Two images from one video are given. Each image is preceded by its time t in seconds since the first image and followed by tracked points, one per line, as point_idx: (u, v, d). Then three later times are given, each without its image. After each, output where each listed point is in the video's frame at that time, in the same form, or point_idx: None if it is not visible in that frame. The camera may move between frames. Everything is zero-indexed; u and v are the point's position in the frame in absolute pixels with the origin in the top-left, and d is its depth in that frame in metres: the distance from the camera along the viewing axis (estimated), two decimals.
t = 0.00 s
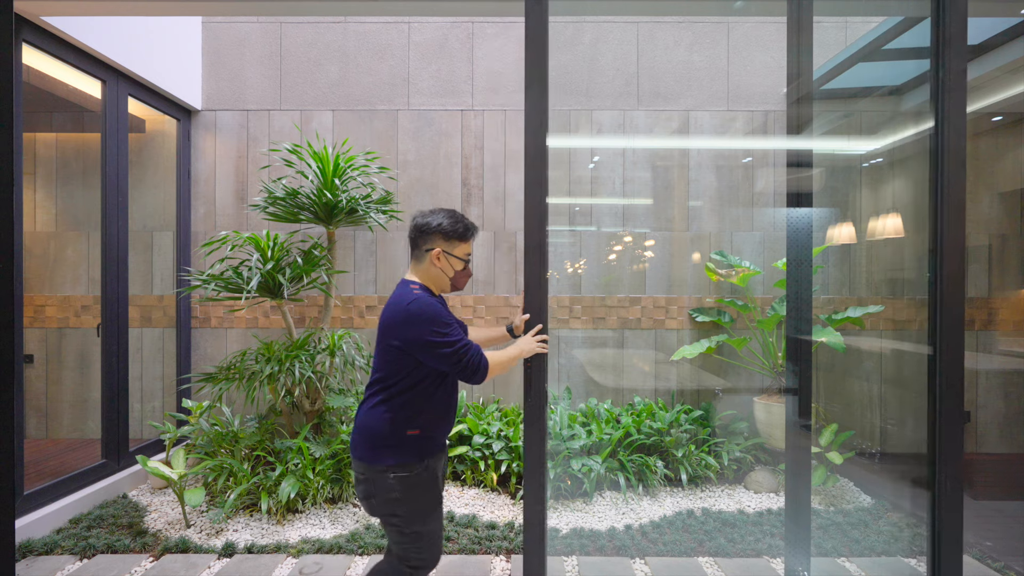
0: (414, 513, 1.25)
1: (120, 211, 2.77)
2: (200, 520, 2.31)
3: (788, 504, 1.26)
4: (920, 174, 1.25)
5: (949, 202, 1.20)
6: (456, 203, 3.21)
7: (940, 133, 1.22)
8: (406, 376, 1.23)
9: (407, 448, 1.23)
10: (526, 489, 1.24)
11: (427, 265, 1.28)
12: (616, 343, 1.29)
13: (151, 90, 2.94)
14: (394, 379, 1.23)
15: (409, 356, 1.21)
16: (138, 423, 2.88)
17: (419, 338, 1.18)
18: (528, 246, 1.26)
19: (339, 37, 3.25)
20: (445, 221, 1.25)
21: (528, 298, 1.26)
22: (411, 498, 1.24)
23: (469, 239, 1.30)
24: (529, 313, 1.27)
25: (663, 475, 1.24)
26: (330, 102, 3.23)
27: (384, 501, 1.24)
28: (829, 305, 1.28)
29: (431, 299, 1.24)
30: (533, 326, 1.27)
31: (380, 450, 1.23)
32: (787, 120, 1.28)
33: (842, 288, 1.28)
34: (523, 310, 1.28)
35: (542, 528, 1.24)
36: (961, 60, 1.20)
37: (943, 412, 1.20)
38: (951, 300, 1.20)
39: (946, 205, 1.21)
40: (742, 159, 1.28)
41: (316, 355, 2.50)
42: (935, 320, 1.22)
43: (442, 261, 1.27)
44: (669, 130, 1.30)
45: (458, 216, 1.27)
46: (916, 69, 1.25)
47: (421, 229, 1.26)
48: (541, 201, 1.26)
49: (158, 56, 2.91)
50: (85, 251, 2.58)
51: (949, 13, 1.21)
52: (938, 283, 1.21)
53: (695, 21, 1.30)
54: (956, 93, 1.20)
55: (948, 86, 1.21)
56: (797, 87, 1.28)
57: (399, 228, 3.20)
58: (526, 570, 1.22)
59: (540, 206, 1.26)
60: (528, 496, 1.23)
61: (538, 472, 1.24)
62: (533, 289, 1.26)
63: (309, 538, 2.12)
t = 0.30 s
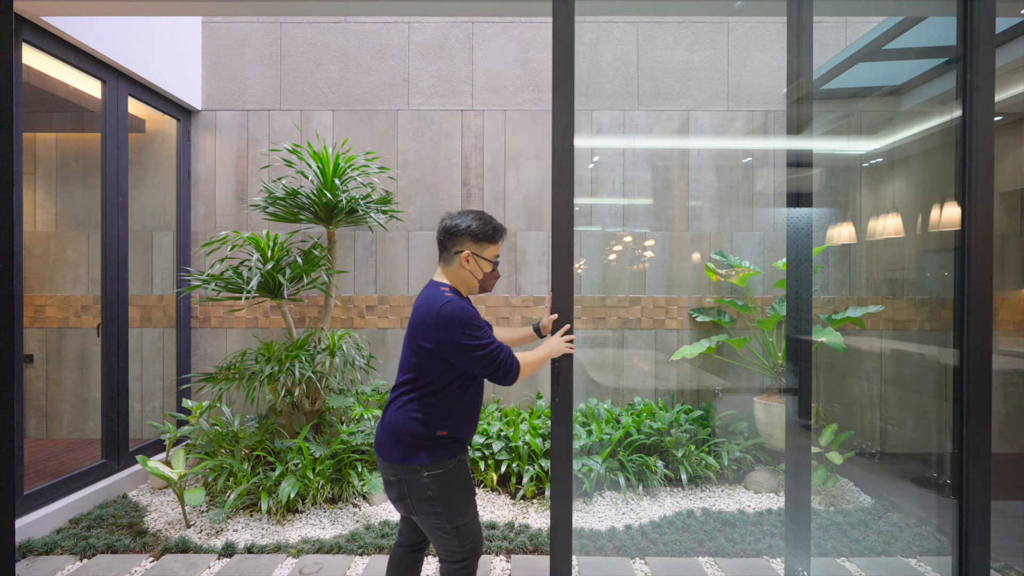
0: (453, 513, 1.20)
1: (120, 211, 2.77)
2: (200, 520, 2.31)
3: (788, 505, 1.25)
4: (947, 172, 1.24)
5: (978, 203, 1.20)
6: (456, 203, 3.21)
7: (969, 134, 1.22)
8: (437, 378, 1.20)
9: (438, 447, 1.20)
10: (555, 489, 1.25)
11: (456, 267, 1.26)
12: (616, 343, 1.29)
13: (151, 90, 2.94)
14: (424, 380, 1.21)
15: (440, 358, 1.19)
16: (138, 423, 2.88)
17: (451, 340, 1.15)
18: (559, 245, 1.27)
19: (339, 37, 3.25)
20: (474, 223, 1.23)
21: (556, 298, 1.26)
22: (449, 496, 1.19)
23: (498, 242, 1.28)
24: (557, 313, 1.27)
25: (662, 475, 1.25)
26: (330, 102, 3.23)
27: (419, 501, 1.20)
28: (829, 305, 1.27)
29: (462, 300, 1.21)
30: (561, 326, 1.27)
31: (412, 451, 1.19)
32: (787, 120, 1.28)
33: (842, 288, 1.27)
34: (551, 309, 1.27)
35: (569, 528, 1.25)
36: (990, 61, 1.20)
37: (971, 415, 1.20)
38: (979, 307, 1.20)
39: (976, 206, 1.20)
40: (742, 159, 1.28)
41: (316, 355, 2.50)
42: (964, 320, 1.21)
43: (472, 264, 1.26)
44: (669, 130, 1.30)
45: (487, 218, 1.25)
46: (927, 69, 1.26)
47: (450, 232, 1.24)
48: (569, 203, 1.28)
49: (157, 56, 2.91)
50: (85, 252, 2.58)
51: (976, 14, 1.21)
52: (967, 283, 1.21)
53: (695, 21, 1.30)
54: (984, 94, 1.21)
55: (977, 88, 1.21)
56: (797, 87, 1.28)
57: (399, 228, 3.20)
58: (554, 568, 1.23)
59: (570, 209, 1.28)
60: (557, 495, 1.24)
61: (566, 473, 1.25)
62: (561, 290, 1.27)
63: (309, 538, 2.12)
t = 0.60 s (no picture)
0: (495, 517, 1.21)
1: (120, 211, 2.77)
2: (200, 520, 2.31)
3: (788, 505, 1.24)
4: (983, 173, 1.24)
5: (1007, 203, 1.20)
6: (456, 203, 3.21)
7: (997, 134, 1.21)
8: (482, 380, 1.19)
9: (484, 451, 1.20)
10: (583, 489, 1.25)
11: (495, 265, 1.26)
12: (616, 343, 1.28)
13: (150, 90, 2.94)
14: (469, 383, 1.19)
15: (486, 360, 1.17)
16: (138, 423, 2.88)
17: (500, 342, 1.14)
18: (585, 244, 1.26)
19: (339, 37, 3.25)
20: (515, 221, 1.23)
21: (585, 299, 1.26)
22: (492, 500, 1.20)
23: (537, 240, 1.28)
24: (584, 314, 1.27)
25: (663, 475, 1.25)
26: (330, 102, 3.23)
27: (461, 506, 1.20)
28: (829, 304, 1.26)
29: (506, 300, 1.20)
30: (590, 326, 1.26)
31: (458, 455, 1.18)
32: (787, 120, 1.27)
33: (842, 288, 1.26)
34: (578, 310, 1.27)
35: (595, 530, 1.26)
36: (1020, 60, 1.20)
37: (998, 413, 1.20)
38: (1007, 313, 1.19)
39: (1005, 206, 1.20)
40: (742, 159, 1.28)
41: (316, 355, 2.50)
42: (991, 318, 1.21)
43: (511, 262, 1.25)
44: (669, 130, 1.30)
45: (527, 216, 1.25)
46: (927, 70, 1.26)
47: (490, 230, 1.23)
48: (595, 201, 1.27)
49: (156, 56, 2.91)
50: (85, 252, 2.58)
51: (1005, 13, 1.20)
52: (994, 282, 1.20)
53: (695, 21, 1.30)
54: (1013, 94, 1.20)
55: (1006, 87, 1.20)
56: (798, 86, 1.27)
57: (399, 228, 3.20)
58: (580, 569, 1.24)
59: (598, 207, 1.27)
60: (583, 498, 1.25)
61: (592, 476, 1.25)
62: (586, 290, 1.27)
63: (309, 538, 2.12)
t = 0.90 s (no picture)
0: (514, 522, 1.22)
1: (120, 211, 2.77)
2: (200, 520, 2.31)
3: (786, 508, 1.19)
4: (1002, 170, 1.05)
5: None
6: (456, 203, 3.21)
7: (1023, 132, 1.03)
8: (518, 376, 1.20)
9: (516, 452, 1.20)
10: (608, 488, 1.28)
11: (530, 260, 1.26)
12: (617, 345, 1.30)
13: (150, 90, 2.94)
14: (507, 381, 1.19)
15: (525, 356, 1.18)
16: (138, 423, 2.88)
17: (539, 337, 1.14)
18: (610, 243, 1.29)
19: (339, 37, 3.25)
20: (550, 215, 1.24)
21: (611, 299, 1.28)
22: (513, 505, 1.22)
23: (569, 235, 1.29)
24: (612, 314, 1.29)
25: (662, 475, 1.27)
26: (330, 102, 3.23)
27: (481, 507, 1.21)
28: (829, 305, 1.17)
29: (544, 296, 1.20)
30: (616, 325, 1.29)
31: (490, 455, 1.19)
32: (787, 120, 1.20)
33: (841, 288, 1.15)
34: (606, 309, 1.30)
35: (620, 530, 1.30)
36: None
37: None
38: None
39: None
40: (742, 159, 1.24)
41: (316, 355, 2.50)
42: None
43: (546, 257, 1.26)
44: (669, 131, 1.29)
45: (560, 210, 1.26)
46: (925, 68, 1.09)
47: (525, 224, 1.23)
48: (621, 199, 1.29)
49: (156, 56, 2.90)
50: (85, 252, 2.58)
51: None
52: None
53: (695, 21, 1.29)
54: None
55: None
56: (797, 87, 1.20)
57: (399, 228, 3.20)
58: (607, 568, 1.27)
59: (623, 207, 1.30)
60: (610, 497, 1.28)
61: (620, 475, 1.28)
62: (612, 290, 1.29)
63: (309, 538, 2.12)
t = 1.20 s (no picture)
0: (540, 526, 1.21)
1: (120, 211, 2.77)
2: (200, 519, 2.31)
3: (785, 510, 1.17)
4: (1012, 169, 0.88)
5: None
6: (456, 203, 3.21)
7: None
8: (553, 378, 1.20)
9: (548, 455, 1.20)
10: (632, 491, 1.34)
11: (563, 263, 1.28)
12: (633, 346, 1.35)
13: (150, 90, 2.95)
14: (540, 382, 1.20)
15: (558, 358, 1.19)
16: (138, 423, 2.88)
17: (574, 339, 1.15)
18: (637, 243, 1.34)
19: (339, 37, 3.25)
20: (584, 219, 1.26)
21: (637, 299, 1.34)
22: (540, 509, 1.20)
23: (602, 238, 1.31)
24: (638, 314, 1.34)
25: (663, 475, 1.32)
26: (330, 102, 3.23)
27: (507, 506, 1.21)
28: (829, 304, 1.10)
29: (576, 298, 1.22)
30: (643, 326, 1.34)
31: (522, 456, 1.19)
32: (787, 120, 1.17)
33: (841, 287, 1.07)
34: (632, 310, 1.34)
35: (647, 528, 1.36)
36: None
37: None
38: None
39: None
40: (742, 159, 1.23)
41: (316, 355, 2.50)
42: None
43: (579, 261, 1.28)
44: (669, 131, 1.33)
45: (593, 214, 1.28)
46: (925, 69, 0.95)
47: (559, 228, 1.25)
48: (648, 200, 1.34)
49: (155, 55, 2.90)
50: (85, 252, 2.58)
51: None
52: None
53: (694, 21, 1.32)
54: None
55: None
56: (798, 87, 1.16)
57: (399, 228, 3.20)
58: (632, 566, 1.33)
59: (650, 208, 1.34)
60: (636, 498, 1.33)
61: (644, 475, 1.33)
62: (639, 291, 1.34)
63: (309, 538, 2.12)
